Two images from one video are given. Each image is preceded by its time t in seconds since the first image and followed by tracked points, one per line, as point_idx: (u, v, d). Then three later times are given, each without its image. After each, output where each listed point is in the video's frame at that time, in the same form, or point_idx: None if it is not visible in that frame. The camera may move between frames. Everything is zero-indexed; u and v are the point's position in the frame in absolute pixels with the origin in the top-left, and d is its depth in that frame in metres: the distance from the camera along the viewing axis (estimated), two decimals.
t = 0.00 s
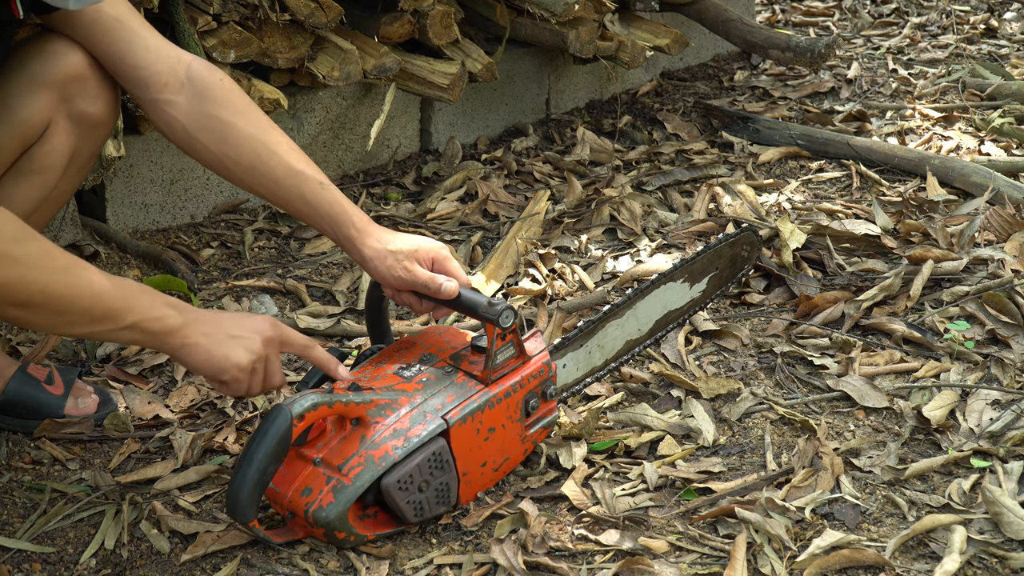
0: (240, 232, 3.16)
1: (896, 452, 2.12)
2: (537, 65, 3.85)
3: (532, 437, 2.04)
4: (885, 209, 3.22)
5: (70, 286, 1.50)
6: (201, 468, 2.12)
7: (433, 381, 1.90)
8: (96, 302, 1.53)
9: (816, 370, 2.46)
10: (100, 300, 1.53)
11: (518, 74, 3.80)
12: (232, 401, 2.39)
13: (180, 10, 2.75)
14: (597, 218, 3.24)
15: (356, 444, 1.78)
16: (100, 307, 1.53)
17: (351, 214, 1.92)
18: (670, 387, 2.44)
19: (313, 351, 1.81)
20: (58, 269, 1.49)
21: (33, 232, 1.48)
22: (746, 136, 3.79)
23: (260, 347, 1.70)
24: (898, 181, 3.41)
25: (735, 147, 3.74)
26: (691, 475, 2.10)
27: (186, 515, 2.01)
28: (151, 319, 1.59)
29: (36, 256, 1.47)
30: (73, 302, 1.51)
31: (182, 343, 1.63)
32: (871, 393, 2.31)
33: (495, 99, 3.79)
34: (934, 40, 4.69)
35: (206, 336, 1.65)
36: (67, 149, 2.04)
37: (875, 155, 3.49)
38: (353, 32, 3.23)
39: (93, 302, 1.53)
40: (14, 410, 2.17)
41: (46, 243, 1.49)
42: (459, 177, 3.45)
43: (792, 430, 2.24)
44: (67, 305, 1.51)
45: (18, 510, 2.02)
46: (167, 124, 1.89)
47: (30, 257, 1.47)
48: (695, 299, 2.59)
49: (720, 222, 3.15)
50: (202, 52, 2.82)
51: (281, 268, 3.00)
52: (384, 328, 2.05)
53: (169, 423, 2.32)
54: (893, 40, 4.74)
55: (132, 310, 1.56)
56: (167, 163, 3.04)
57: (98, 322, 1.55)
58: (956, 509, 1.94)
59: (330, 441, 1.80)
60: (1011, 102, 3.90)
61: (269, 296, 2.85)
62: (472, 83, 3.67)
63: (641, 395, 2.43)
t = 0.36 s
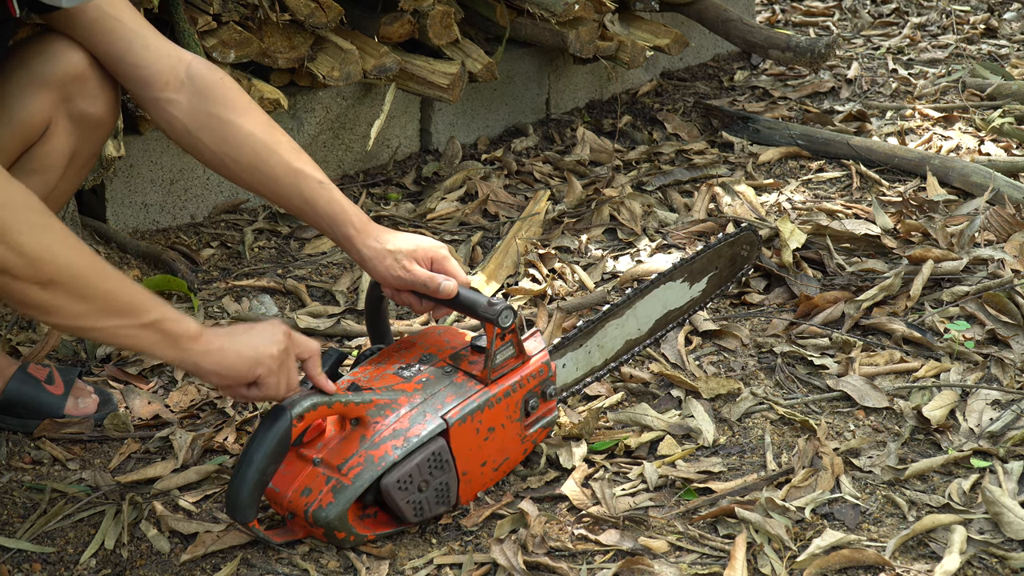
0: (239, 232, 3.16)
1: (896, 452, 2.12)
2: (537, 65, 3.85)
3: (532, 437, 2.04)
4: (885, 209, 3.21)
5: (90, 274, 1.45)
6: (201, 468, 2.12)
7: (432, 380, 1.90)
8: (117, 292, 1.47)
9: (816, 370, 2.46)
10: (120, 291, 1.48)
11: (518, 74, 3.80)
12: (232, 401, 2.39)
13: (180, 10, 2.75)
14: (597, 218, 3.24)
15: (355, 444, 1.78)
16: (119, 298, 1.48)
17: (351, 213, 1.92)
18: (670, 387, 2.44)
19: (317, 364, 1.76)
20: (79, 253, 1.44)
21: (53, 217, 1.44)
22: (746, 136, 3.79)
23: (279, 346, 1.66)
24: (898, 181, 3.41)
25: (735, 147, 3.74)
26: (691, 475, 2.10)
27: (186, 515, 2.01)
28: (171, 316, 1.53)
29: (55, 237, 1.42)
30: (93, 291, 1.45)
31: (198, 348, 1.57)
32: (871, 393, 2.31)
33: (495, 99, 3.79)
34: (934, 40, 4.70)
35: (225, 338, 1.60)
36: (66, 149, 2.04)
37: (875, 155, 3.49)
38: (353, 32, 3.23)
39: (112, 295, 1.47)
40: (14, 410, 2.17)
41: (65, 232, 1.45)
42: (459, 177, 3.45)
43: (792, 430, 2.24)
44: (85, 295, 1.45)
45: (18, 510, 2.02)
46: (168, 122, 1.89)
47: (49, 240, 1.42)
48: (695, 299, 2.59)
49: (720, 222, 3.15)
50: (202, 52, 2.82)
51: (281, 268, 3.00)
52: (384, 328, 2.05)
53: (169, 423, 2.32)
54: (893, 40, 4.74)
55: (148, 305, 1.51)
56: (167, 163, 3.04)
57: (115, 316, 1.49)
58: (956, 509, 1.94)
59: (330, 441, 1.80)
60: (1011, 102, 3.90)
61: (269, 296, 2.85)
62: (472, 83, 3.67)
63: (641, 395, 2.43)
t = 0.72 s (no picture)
0: (240, 232, 3.16)
1: (896, 452, 2.12)
2: (537, 65, 3.85)
3: (532, 437, 2.04)
4: (885, 209, 3.21)
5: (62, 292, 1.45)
6: (201, 468, 2.12)
7: (433, 381, 1.90)
8: (88, 309, 1.47)
9: (816, 370, 2.46)
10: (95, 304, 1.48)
11: (518, 74, 3.80)
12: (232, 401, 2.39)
13: (180, 10, 2.75)
14: (597, 218, 3.24)
15: (355, 444, 1.78)
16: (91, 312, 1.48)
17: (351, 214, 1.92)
18: (669, 387, 2.44)
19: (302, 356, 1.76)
20: (51, 272, 1.44)
21: (27, 232, 1.43)
22: (746, 136, 3.79)
23: (250, 356, 1.66)
24: (898, 181, 3.41)
25: (735, 147, 3.74)
26: (691, 475, 2.10)
27: (186, 515, 2.01)
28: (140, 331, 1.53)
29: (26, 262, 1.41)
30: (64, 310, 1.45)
31: (171, 360, 1.58)
32: (871, 393, 2.31)
33: (495, 99, 3.79)
34: (934, 40, 4.69)
35: (199, 350, 1.60)
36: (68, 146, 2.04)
37: (875, 155, 3.49)
38: (353, 32, 3.23)
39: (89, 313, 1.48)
40: (14, 410, 2.17)
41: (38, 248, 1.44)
42: (459, 177, 3.45)
43: (792, 430, 2.24)
44: (59, 308, 1.45)
45: (18, 510, 2.02)
46: (167, 122, 1.89)
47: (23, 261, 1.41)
48: (695, 299, 2.59)
49: (720, 222, 3.15)
50: (202, 52, 2.82)
51: (281, 268, 3.00)
52: (384, 328, 2.05)
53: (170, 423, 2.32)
54: (893, 40, 4.74)
55: (123, 319, 1.52)
56: (167, 163, 3.04)
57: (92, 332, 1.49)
58: (956, 509, 1.94)
59: (330, 441, 1.80)
60: (1012, 102, 3.89)
61: (269, 296, 2.85)
62: (472, 83, 3.67)
63: (641, 395, 2.42)
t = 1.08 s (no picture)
0: (239, 232, 3.16)
1: (896, 452, 2.12)
2: (537, 65, 3.85)
3: (532, 437, 2.04)
4: (885, 209, 3.21)
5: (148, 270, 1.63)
6: (201, 468, 2.12)
7: (433, 380, 1.90)
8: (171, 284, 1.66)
9: (816, 370, 2.46)
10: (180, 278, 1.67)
11: (518, 74, 3.80)
12: (232, 401, 2.39)
13: (180, 10, 2.75)
14: (597, 218, 3.24)
15: (355, 444, 1.78)
16: (177, 283, 1.67)
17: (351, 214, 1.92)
18: (670, 387, 2.44)
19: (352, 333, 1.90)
20: (135, 254, 1.62)
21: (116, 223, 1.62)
22: (746, 136, 3.79)
23: (308, 327, 1.80)
24: (898, 181, 3.41)
25: (735, 147, 3.74)
26: (691, 475, 2.10)
27: (186, 515, 2.01)
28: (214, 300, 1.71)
29: (111, 244, 1.59)
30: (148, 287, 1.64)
31: (244, 324, 1.75)
32: (871, 393, 2.31)
33: (495, 99, 3.79)
34: (934, 40, 4.69)
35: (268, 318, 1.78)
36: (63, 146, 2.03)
37: (875, 155, 3.49)
38: (353, 32, 3.23)
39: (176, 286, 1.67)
40: (14, 409, 2.17)
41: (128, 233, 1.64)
42: (459, 177, 3.45)
43: (792, 430, 2.24)
44: (140, 286, 1.63)
45: (18, 510, 2.02)
46: (166, 124, 1.90)
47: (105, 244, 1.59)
48: (694, 299, 2.58)
49: (720, 222, 3.15)
50: (202, 52, 2.82)
51: (281, 267, 3.00)
52: (384, 328, 2.05)
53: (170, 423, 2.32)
54: (893, 40, 4.74)
55: (197, 292, 1.69)
56: (167, 163, 3.04)
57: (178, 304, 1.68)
58: (956, 509, 1.94)
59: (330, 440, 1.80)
60: (1012, 102, 3.89)
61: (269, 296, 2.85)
62: (472, 83, 3.67)
63: (641, 394, 2.42)
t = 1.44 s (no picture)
0: (240, 232, 3.16)
1: (896, 452, 2.12)
2: (537, 65, 3.86)
3: (532, 436, 2.04)
4: (885, 209, 3.21)
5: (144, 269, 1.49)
6: (201, 468, 2.12)
7: (432, 379, 1.90)
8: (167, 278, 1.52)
9: (816, 370, 2.46)
10: (180, 279, 1.53)
11: (518, 74, 3.81)
12: (232, 401, 2.39)
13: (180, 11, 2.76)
14: (597, 218, 3.24)
15: (355, 442, 1.78)
16: (177, 285, 1.53)
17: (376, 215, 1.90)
18: (669, 387, 2.44)
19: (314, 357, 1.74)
20: (137, 253, 1.48)
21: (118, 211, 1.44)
22: (746, 136, 3.79)
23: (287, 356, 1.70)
24: (898, 181, 3.41)
25: (735, 147, 3.74)
26: (691, 475, 2.10)
27: (186, 515, 2.01)
28: (213, 306, 1.60)
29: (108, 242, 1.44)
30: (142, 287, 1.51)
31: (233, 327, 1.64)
32: (871, 393, 2.31)
33: (496, 99, 3.79)
34: (934, 40, 4.69)
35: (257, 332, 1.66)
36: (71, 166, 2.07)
37: (875, 155, 3.49)
38: (353, 32, 3.23)
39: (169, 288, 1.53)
40: (13, 410, 2.17)
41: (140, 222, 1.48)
42: (459, 177, 3.45)
43: (792, 430, 2.24)
44: (142, 278, 1.50)
45: (18, 510, 2.02)
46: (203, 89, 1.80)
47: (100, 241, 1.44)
48: (694, 299, 2.58)
49: (720, 222, 3.15)
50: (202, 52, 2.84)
51: (281, 268, 3.00)
52: (383, 329, 2.05)
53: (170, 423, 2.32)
54: (893, 40, 4.74)
55: (199, 292, 1.57)
56: (167, 163, 3.04)
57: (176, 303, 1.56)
58: (956, 509, 1.94)
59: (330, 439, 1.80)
60: (1012, 102, 3.89)
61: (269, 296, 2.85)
62: (472, 83, 3.67)
63: (641, 394, 2.42)
